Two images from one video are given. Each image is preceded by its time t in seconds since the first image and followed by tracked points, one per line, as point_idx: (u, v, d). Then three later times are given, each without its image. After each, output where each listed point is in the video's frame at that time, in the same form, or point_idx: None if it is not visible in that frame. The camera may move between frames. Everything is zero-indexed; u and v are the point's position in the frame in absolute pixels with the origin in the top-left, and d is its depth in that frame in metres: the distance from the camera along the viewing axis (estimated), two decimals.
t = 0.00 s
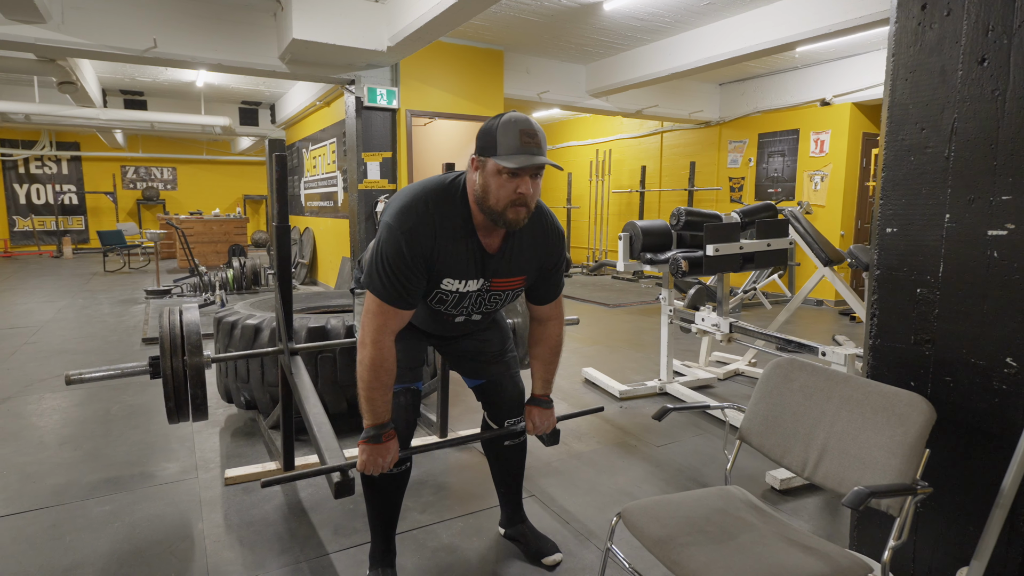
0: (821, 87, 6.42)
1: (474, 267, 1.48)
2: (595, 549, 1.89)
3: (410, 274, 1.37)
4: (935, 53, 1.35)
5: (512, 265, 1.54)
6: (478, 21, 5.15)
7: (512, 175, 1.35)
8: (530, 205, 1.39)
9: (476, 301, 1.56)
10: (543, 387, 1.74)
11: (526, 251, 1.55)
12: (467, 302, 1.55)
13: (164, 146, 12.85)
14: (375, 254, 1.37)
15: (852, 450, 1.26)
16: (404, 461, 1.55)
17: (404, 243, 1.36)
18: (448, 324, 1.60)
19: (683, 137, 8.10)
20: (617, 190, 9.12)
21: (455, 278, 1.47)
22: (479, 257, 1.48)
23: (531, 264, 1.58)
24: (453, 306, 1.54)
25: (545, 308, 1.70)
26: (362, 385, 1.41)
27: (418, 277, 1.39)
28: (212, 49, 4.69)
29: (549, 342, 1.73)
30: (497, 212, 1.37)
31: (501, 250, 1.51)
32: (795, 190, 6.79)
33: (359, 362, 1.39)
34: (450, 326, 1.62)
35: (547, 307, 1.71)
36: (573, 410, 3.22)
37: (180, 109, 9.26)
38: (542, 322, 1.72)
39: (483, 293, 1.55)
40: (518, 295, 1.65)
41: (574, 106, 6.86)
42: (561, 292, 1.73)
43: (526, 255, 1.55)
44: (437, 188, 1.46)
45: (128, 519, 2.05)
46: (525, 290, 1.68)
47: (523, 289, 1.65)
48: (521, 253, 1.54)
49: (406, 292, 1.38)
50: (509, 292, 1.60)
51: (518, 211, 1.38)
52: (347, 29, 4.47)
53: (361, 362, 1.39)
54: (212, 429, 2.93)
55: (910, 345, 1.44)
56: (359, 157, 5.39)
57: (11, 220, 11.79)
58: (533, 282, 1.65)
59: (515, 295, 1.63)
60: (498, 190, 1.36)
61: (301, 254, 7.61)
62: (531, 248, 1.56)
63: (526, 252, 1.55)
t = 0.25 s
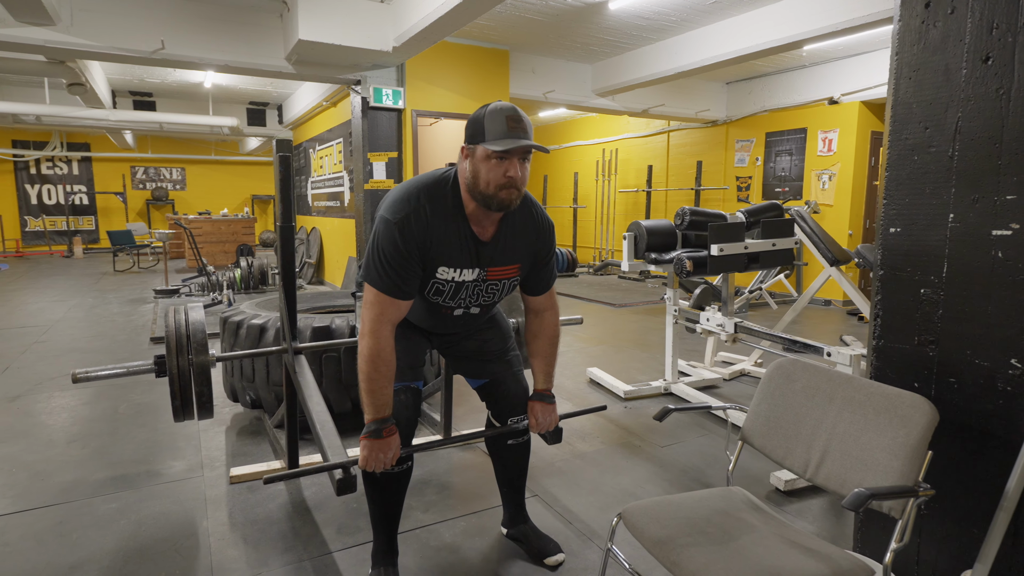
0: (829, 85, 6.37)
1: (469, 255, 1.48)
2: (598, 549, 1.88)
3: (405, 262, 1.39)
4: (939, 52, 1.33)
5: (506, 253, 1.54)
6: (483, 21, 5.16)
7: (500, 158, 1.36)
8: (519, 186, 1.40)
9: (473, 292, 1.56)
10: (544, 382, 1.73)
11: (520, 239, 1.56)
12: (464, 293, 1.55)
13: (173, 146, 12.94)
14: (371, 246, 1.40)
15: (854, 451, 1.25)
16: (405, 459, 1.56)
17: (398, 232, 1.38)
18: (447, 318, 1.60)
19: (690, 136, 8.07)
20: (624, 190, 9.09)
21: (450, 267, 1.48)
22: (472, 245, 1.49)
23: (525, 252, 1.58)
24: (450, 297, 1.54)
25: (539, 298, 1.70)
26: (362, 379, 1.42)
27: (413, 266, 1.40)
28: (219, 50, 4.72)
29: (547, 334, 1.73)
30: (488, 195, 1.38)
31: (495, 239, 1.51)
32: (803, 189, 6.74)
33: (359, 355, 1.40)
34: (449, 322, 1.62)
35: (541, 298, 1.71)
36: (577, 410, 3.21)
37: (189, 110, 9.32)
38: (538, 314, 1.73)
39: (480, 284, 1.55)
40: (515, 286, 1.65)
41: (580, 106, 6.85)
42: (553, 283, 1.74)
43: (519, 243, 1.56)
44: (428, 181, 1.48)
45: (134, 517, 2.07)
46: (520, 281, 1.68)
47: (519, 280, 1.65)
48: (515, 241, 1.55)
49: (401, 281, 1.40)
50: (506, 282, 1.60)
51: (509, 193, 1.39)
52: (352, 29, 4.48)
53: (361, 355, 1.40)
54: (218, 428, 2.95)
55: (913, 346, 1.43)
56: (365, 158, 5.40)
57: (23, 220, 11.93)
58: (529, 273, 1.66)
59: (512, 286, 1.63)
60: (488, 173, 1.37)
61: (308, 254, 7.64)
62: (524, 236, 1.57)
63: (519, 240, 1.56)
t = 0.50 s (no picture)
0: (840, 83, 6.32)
1: (463, 235, 1.50)
2: (601, 550, 1.88)
3: (402, 243, 1.41)
4: (947, 50, 1.32)
5: (500, 233, 1.56)
6: (491, 21, 5.16)
7: (486, 135, 1.40)
8: (508, 162, 1.42)
9: (471, 274, 1.57)
10: (545, 372, 1.71)
11: (512, 219, 1.58)
12: (462, 275, 1.55)
13: (185, 146, 13.06)
14: (369, 232, 1.42)
15: (858, 453, 1.24)
16: (408, 456, 1.57)
17: (393, 215, 1.41)
18: (446, 306, 1.60)
19: (699, 135, 8.03)
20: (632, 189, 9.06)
21: (446, 247, 1.49)
22: (466, 225, 1.50)
23: (518, 232, 1.60)
24: (448, 280, 1.55)
25: (534, 285, 1.71)
26: (365, 365, 1.42)
27: (409, 248, 1.42)
28: (229, 52, 4.76)
29: (544, 321, 1.73)
30: (478, 172, 1.41)
31: (488, 218, 1.53)
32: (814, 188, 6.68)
33: (361, 341, 1.41)
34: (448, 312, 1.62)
35: (535, 285, 1.71)
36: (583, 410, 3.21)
37: (200, 111, 9.40)
38: (534, 302, 1.73)
39: (477, 265, 1.56)
40: (510, 269, 1.67)
41: (588, 105, 6.83)
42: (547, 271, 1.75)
43: (512, 223, 1.58)
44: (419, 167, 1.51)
45: (142, 514, 2.10)
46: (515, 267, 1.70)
47: (514, 263, 1.67)
48: (507, 221, 1.57)
49: (399, 262, 1.41)
50: (502, 263, 1.61)
51: (499, 168, 1.41)
52: (360, 30, 4.50)
53: (363, 341, 1.41)
54: (226, 426, 2.98)
55: (920, 347, 1.41)
56: (373, 158, 5.41)
57: (38, 220, 12.10)
58: (523, 255, 1.67)
59: (508, 268, 1.64)
60: (475, 150, 1.40)
61: (317, 254, 7.68)
62: (516, 217, 1.59)
63: (512, 220, 1.58)
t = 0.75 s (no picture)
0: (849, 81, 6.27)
1: (459, 206, 1.50)
2: (604, 551, 1.87)
3: (397, 215, 1.41)
4: (952, 46, 1.30)
5: (496, 205, 1.56)
6: (496, 19, 5.16)
7: (476, 103, 1.41)
8: (500, 129, 1.43)
9: (470, 248, 1.55)
10: (545, 348, 1.71)
11: (507, 190, 1.58)
12: (461, 249, 1.54)
13: (194, 146, 13.15)
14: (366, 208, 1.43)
15: (861, 454, 1.23)
16: (409, 454, 1.58)
17: (388, 188, 1.42)
18: (446, 282, 1.58)
19: (706, 134, 7.99)
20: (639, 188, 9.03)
21: (442, 218, 1.48)
22: (462, 197, 1.50)
23: (514, 205, 1.60)
24: (447, 254, 1.53)
25: (532, 262, 1.71)
26: (363, 340, 1.43)
27: (405, 219, 1.43)
28: (236, 52, 4.79)
29: (544, 297, 1.72)
30: (469, 140, 1.42)
31: (483, 190, 1.53)
32: (822, 187, 6.63)
33: (359, 315, 1.42)
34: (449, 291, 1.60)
35: (534, 261, 1.71)
36: (588, 409, 3.20)
37: (208, 111, 9.47)
38: (532, 279, 1.73)
39: (475, 238, 1.55)
40: (510, 245, 1.66)
41: (594, 104, 6.81)
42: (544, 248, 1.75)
43: (508, 196, 1.58)
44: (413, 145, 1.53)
45: (147, 512, 2.11)
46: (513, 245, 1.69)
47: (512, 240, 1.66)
48: (503, 193, 1.57)
49: (395, 234, 1.42)
50: (500, 237, 1.60)
51: (490, 135, 1.42)
52: (365, 29, 4.51)
53: (361, 315, 1.42)
54: (232, 425, 2.99)
55: (924, 348, 1.40)
56: (379, 157, 5.43)
57: (49, 220, 12.24)
58: (521, 231, 1.67)
59: (508, 242, 1.63)
60: (466, 120, 1.41)
61: (324, 253, 7.71)
62: (511, 189, 1.59)
63: (507, 192, 1.58)
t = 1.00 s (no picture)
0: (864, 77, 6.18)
1: (453, 159, 1.52)
2: (612, 551, 1.87)
3: (391, 171, 1.44)
4: (966, 42, 1.27)
5: (490, 156, 1.58)
6: (507, 19, 5.15)
7: (458, 57, 1.46)
8: (484, 79, 1.48)
9: (471, 198, 1.55)
10: (548, 312, 1.74)
11: (500, 145, 1.61)
12: (461, 199, 1.54)
13: (209, 148, 13.29)
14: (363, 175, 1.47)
15: (872, 458, 1.21)
16: (415, 457, 1.58)
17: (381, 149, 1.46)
18: (451, 238, 1.57)
19: (719, 132, 7.92)
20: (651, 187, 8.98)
21: (437, 168, 1.50)
22: (456, 151, 1.53)
23: (508, 157, 1.62)
24: (448, 205, 1.53)
25: (530, 226, 1.73)
26: (363, 300, 1.45)
27: (400, 173, 1.45)
28: (249, 54, 4.84)
29: (545, 259, 1.75)
30: (457, 92, 1.46)
31: (477, 143, 1.56)
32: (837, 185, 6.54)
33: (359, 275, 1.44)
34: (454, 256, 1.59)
35: (531, 226, 1.74)
36: (598, 409, 3.18)
37: (223, 113, 9.56)
38: (533, 243, 1.75)
39: (474, 190, 1.56)
40: (512, 202, 1.66)
41: (605, 102, 6.78)
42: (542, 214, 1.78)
43: (501, 149, 1.61)
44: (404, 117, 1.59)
45: (159, 510, 2.14)
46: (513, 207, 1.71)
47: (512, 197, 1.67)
48: (496, 147, 1.60)
49: (391, 189, 1.44)
50: (501, 188, 1.60)
51: (477, 83, 1.46)
52: (376, 31, 4.53)
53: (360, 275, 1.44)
54: (244, 424, 3.02)
55: (938, 349, 1.37)
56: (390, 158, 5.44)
57: (68, 221, 12.45)
58: (519, 189, 1.68)
59: (509, 196, 1.64)
60: (451, 74, 1.46)
61: (336, 253, 7.76)
62: (503, 145, 1.62)
63: (500, 146, 1.61)
